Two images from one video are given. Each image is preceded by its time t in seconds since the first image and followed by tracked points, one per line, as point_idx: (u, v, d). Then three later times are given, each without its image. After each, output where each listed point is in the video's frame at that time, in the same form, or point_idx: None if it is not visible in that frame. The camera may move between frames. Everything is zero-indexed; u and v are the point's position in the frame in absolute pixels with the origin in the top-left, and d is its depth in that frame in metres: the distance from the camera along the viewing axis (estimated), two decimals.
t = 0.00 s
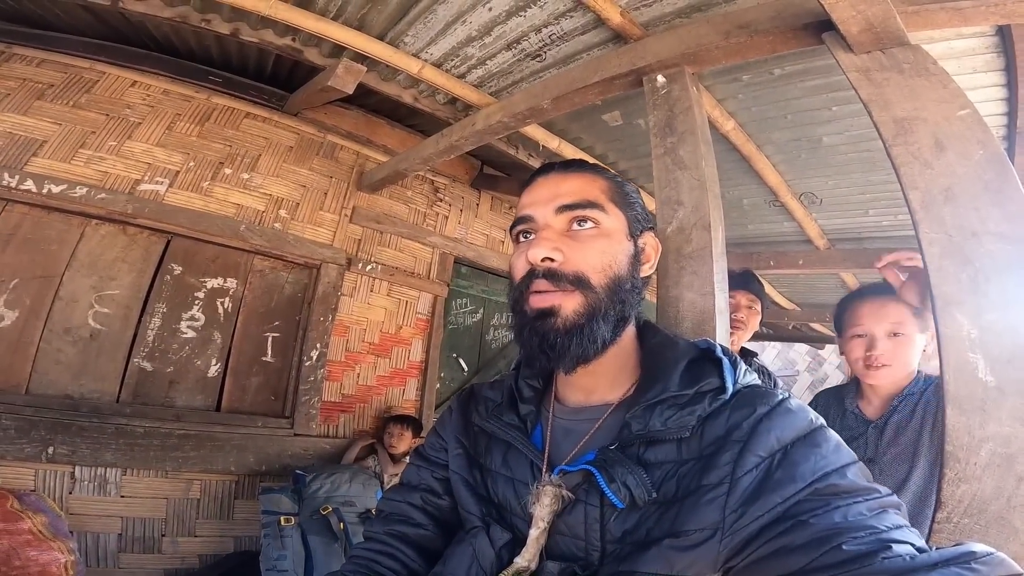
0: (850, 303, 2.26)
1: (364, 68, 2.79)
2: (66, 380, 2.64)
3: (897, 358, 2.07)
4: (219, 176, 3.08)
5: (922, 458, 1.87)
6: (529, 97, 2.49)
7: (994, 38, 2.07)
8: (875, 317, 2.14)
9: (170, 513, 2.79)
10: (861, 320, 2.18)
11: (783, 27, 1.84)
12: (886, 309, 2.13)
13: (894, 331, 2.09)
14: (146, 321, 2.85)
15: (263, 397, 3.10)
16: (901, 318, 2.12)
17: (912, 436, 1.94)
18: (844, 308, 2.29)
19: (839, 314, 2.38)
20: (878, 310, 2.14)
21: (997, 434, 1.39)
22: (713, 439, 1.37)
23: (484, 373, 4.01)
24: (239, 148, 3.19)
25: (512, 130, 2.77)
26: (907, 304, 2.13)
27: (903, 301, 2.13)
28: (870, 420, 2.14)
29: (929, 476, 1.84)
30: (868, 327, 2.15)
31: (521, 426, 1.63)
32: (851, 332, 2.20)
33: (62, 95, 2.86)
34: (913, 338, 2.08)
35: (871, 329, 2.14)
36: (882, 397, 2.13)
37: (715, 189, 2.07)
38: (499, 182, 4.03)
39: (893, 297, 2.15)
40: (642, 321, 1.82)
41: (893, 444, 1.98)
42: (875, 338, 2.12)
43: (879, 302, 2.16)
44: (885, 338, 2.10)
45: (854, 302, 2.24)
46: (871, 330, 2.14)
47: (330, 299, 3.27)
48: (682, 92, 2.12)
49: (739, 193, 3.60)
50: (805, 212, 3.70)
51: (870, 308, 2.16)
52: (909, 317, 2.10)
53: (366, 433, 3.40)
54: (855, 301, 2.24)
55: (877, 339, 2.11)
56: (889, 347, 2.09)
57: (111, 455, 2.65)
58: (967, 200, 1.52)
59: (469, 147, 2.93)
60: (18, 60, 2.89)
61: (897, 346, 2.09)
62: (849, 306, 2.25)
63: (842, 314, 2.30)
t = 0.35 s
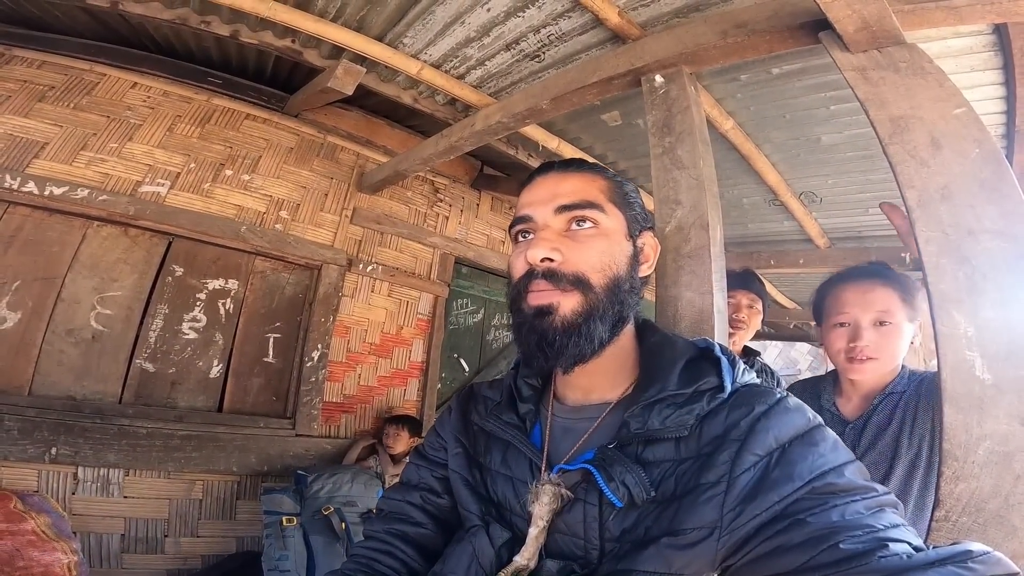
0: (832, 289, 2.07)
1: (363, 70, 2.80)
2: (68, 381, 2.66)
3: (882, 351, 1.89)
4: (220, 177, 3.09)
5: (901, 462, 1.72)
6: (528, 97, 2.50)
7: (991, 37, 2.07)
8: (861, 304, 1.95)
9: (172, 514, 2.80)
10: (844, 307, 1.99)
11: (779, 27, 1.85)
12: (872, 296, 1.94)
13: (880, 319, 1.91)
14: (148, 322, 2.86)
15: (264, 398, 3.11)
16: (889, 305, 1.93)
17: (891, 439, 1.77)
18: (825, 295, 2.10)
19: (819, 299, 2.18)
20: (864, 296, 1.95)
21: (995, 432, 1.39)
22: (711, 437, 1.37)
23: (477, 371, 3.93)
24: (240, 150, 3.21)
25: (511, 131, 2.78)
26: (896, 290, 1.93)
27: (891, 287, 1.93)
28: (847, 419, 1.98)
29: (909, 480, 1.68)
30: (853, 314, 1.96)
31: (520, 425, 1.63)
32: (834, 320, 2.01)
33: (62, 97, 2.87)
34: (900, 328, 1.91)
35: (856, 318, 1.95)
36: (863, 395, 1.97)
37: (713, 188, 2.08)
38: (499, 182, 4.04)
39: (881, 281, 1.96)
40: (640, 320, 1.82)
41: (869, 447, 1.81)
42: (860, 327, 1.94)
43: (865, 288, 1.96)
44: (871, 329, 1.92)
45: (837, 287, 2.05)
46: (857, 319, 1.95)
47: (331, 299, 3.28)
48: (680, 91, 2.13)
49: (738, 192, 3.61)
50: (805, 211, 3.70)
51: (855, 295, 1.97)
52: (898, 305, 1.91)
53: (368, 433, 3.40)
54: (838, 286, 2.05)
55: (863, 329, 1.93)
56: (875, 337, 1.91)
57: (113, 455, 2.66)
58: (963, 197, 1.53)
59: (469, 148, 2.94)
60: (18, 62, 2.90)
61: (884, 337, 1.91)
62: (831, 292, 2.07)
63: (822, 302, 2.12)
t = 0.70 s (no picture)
0: (829, 283, 1.95)
1: (364, 70, 2.80)
2: (72, 382, 2.67)
3: (884, 350, 1.76)
4: (221, 178, 3.10)
5: (905, 471, 1.61)
6: (528, 97, 2.50)
7: (991, 34, 2.06)
8: (861, 299, 1.82)
9: (177, 514, 2.81)
10: (843, 302, 1.87)
11: (778, 25, 1.85)
12: (873, 289, 1.82)
13: (882, 315, 1.78)
14: (151, 323, 2.88)
15: (267, 398, 3.12)
16: (892, 299, 1.80)
17: (895, 445, 1.66)
18: (821, 289, 1.97)
19: (814, 292, 2.06)
20: (865, 290, 1.83)
21: (997, 429, 1.39)
22: (713, 434, 1.37)
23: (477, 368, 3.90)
24: (241, 151, 3.21)
25: (511, 130, 2.78)
26: (899, 281, 1.81)
27: (894, 279, 1.81)
28: (843, 423, 1.85)
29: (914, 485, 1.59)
30: (852, 309, 1.84)
31: (521, 422, 1.63)
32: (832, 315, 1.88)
33: (63, 99, 2.89)
34: (904, 325, 1.78)
35: (857, 313, 1.82)
36: (862, 398, 1.84)
37: (713, 186, 2.07)
38: (500, 182, 4.04)
39: (882, 274, 1.83)
40: (642, 317, 1.82)
41: (871, 454, 1.70)
42: (860, 323, 1.81)
43: (866, 280, 1.84)
44: (872, 325, 1.79)
45: (835, 280, 1.92)
46: (856, 314, 1.82)
47: (333, 299, 3.29)
48: (679, 90, 2.13)
49: (739, 190, 3.60)
50: (807, 209, 3.69)
51: (855, 288, 1.85)
52: (901, 298, 1.78)
53: (370, 433, 3.41)
54: (836, 278, 1.93)
55: (864, 325, 1.80)
56: (876, 334, 1.78)
57: (118, 456, 2.68)
58: (963, 194, 1.53)
59: (469, 147, 2.94)
60: (19, 64, 2.91)
61: (886, 334, 1.78)
62: (828, 286, 1.94)
63: (818, 296, 1.99)
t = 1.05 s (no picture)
0: (819, 275, 1.90)
1: (364, 69, 2.81)
2: (79, 382, 2.70)
3: (877, 345, 1.73)
4: (224, 178, 3.11)
5: (906, 468, 1.60)
6: (528, 95, 2.49)
7: (994, 28, 2.04)
8: (854, 292, 1.78)
9: (185, 512, 2.84)
10: (834, 296, 1.83)
11: (778, 20, 1.83)
12: (866, 281, 1.77)
13: (875, 308, 1.75)
14: (156, 323, 2.90)
15: (272, 397, 3.14)
16: (885, 291, 1.76)
17: (894, 442, 1.65)
18: (812, 282, 1.93)
19: (803, 282, 2.01)
20: (857, 283, 1.78)
21: (1000, 427, 1.37)
22: (712, 434, 1.36)
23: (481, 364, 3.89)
24: (243, 151, 3.22)
25: (512, 127, 2.77)
26: (892, 273, 1.77)
27: (887, 271, 1.77)
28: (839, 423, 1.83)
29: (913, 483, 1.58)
30: (844, 302, 1.80)
31: (520, 421, 1.64)
32: (824, 309, 1.84)
33: (66, 101, 2.90)
34: (898, 318, 1.74)
35: (849, 308, 1.78)
36: (857, 394, 1.82)
37: (714, 182, 2.06)
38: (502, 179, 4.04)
39: (874, 265, 1.79)
40: (641, 314, 1.82)
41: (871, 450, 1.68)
42: (853, 318, 1.78)
43: (858, 272, 1.80)
44: (865, 319, 1.76)
45: (825, 273, 1.88)
46: (849, 308, 1.79)
47: (337, 298, 3.30)
48: (679, 86, 2.11)
49: (742, 185, 3.58)
50: (811, 205, 3.66)
51: (848, 281, 1.80)
52: (894, 290, 1.75)
53: (375, 430, 3.42)
54: (827, 270, 1.88)
55: (857, 320, 1.77)
56: (870, 329, 1.74)
57: (126, 455, 2.70)
58: (966, 189, 1.51)
59: (470, 145, 2.94)
60: (21, 66, 2.93)
61: (880, 328, 1.75)
62: (819, 278, 1.89)
63: (808, 288, 1.95)
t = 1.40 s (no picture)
0: (812, 273, 1.90)
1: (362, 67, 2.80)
2: (75, 381, 2.68)
3: (869, 342, 1.73)
4: (222, 176, 3.10)
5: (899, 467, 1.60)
6: (527, 93, 2.49)
7: (992, 28, 2.04)
8: (845, 290, 1.79)
9: (181, 512, 2.83)
10: (826, 294, 1.83)
11: (778, 19, 1.83)
12: (857, 279, 1.78)
13: (866, 306, 1.75)
14: (153, 321, 2.89)
15: (270, 396, 3.13)
16: (877, 289, 1.76)
17: (889, 440, 1.65)
18: (804, 279, 1.93)
19: (796, 280, 2.02)
20: (849, 281, 1.79)
21: (998, 426, 1.38)
22: (712, 432, 1.37)
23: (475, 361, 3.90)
24: (240, 149, 3.21)
25: (511, 126, 2.77)
26: (883, 270, 1.77)
27: (878, 268, 1.77)
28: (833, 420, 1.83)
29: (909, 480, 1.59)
30: (835, 300, 1.80)
31: (521, 420, 1.64)
32: (816, 306, 1.85)
33: (62, 99, 2.89)
34: (889, 315, 1.75)
35: (841, 306, 1.79)
36: (850, 391, 1.83)
37: (713, 181, 2.07)
38: (500, 178, 4.03)
39: (866, 263, 1.80)
40: (641, 313, 1.83)
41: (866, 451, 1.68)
42: (844, 315, 1.78)
43: (849, 270, 1.80)
44: (856, 317, 1.76)
45: (817, 271, 1.88)
46: (841, 306, 1.79)
47: (335, 297, 3.29)
48: (678, 85, 2.11)
49: (740, 184, 3.59)
50: (809, 204, 3.67)
51: (840, 278, 1.81)
52: (886, 288, 1.75)
53: (373, 430, 3.42)
54: (819, 267, 1.89)
55: (848, 318, 1.77)
56: (862, 326, 1.75)
57: (122, 455, 2.69)
58: (965, 188, 1.51)
59: (469, 144, 2.94)
60: (17, 65, 2.91)
61: (871, 326, 1.75)
62: (811, 276, 1.90)
63: (801, 286, 1.95)
